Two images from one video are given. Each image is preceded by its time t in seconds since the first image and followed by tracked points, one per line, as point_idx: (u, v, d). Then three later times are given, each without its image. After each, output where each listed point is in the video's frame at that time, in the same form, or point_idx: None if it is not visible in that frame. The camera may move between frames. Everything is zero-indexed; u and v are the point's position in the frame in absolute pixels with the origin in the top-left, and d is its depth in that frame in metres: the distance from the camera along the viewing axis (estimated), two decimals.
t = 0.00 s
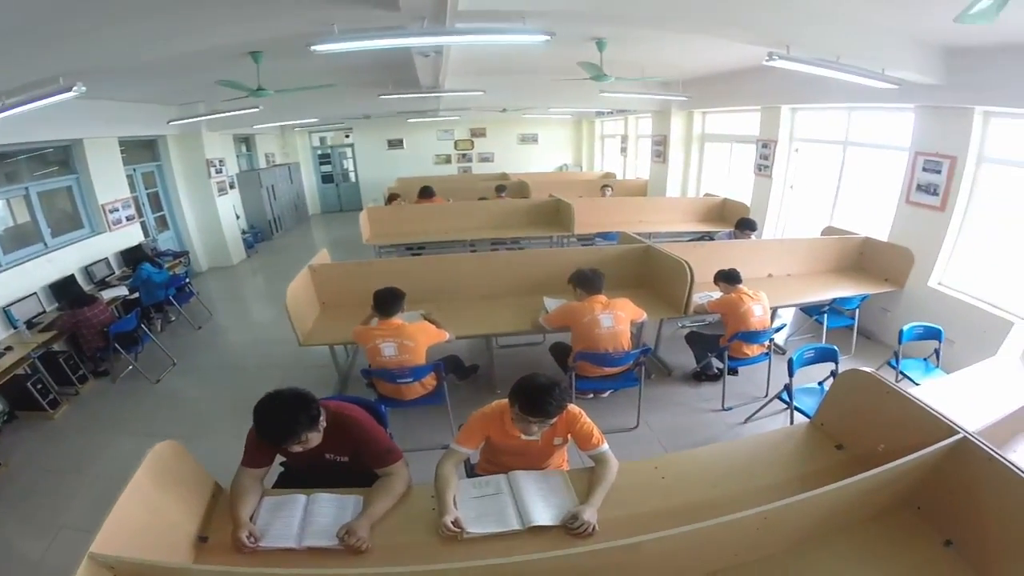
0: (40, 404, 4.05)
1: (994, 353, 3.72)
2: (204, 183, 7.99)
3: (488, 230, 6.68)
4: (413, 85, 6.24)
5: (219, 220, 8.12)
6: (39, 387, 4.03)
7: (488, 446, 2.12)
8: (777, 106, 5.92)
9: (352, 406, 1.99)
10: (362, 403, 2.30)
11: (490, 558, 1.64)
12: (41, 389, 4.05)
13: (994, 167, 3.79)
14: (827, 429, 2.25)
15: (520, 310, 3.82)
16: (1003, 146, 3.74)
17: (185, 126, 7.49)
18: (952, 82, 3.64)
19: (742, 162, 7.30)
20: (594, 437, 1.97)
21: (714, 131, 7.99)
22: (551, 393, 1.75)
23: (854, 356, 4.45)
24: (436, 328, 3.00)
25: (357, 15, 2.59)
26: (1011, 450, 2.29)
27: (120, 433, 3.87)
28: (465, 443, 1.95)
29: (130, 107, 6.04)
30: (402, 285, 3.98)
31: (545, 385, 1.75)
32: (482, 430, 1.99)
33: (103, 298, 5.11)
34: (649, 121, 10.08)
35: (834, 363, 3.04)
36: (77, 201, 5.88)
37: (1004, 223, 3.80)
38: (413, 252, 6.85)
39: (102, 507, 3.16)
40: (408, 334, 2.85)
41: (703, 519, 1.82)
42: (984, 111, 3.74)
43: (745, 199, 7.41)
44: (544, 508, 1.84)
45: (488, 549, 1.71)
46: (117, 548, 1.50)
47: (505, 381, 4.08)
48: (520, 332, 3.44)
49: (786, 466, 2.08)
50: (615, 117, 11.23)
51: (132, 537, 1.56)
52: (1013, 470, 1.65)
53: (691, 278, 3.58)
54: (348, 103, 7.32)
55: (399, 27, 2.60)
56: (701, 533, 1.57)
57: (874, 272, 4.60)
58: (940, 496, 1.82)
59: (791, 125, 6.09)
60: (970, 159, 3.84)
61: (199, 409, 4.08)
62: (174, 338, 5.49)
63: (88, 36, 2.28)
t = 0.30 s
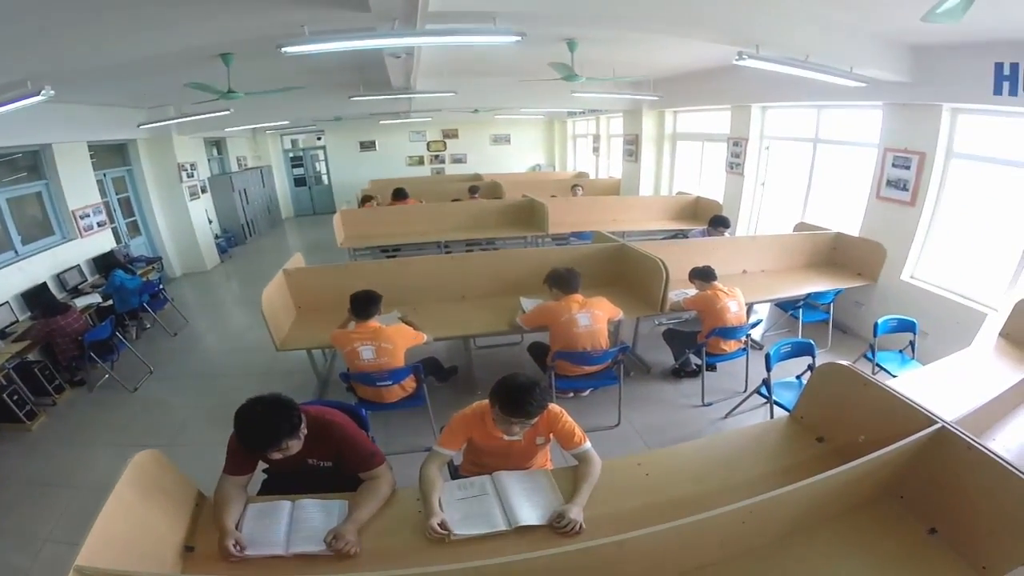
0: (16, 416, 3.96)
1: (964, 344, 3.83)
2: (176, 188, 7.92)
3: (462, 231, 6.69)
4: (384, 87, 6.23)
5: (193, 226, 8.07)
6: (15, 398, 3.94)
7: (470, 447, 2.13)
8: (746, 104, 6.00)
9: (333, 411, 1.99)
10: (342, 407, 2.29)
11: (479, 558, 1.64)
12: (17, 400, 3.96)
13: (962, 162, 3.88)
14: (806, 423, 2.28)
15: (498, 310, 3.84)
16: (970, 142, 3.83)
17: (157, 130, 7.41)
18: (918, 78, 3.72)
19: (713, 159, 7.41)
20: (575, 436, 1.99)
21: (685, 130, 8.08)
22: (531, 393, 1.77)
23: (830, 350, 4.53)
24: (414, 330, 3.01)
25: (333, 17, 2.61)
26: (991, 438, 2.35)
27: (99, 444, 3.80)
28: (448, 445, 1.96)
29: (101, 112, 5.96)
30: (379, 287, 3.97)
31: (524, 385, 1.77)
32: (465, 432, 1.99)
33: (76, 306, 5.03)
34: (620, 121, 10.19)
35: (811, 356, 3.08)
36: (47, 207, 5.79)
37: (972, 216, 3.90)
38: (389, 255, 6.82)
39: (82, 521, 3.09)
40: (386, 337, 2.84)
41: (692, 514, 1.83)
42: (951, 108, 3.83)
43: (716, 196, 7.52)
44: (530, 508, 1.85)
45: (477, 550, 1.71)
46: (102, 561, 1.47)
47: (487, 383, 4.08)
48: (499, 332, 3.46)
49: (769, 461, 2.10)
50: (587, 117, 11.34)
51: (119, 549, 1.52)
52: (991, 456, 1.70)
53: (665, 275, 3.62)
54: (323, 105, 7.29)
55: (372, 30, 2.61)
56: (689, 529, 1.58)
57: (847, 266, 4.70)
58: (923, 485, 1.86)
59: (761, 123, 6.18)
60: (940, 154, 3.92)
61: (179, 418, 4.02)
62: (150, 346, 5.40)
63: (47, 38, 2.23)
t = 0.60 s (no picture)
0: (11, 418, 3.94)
1: (959, 343, 3.84)
2: (170, 188, 7.90)
3: (456, 232, 6.69)
4: (379, 86, 6.24)
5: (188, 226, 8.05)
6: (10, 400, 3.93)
7: (467, 447, 2.13)
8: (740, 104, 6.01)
9: (329, 412, 1.99)
10: (338, 408, 2.29)
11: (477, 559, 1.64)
12: (12, 402, 3.94)
13: (955, 160, 3.90)
14: (803, 421, 2.29)
15: (493, 310, 3.84)
16: (964, 140, 3.85)
17: (151, 130, 7.39)
18: (909, 77, 3.75)
19: (708, 159, 7.42)
20: (572, 436, 1.99)
21: (680, 130, 8.10)
22: (527, 395, 1.77)
23: (825, 348, 4.54)
24: (410, 331, 3.02)
25: (327, 17, 2.62)
26: (987, 437, 2.36)
27: (95, 446, 3.78)
28: (444, 445, 1.96)
29: (95, 112, 5.94)
30: (374, 287, 3.97)
31: (521, 387, 1.78)
32: (462, 432, 1.99)
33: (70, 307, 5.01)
34: (615, 121, 10.20)
35: (806, 356, 3.09)
36: (41, 207, 5.78)
37: (966, 214, 3.92)
38: (383, 255, 6.81)
39: (79, 524, 3.08)
40: (381, 338, 2.84)
41: (690, 513, 1.84)
42: (946, 107, 3.84)
43: (711, 196, 7.53)
44: (527, 508, 1.85)
45: (475, 550, 1.71)
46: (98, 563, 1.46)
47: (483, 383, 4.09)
48: (494, 332, 3.47)
49: (765, 459, 2.11)
50: (581, 117, 11.35)
51: (117, 551, 1.52)
52: (986, 454, 1.71)
53: (660, 274, 3.64)
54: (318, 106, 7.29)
55: (366, 29, 2.62)
56: (688, 528, 1.59)
57: (842, 266, 4.73)
58: (919, 483, 1.87)
59: (756, 123, 6.19)
60: (933, 153, 3.94)
61: (175, 419, 4.02)
62: (145, 347, 5.39)
63: (40, 38, 2.22)
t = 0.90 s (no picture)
0: None
1: (944, 338, 3.89)
2: (154, 192, 7.85)
3: (442, 233, 6.68)
4: (364, 88, 6.22)
5: (173, 229, 8.00)
6: None
7: (456, 448, 2.13)
8: (723, 103, 6.05)
9: (317, 415, 1.98)
10: (327, 411, 2.29)
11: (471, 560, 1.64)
12: None
13: (937, 158, 3.95)
14: (790, 418, 2.31)
15: (480, 311, 3.85)
16: (945, 138, 3.90)
17: (134, 133, 7.33)
18: (887, 74, 3.79)
19: (691, 159, 7.48)
20: (561, 435, 2.00)
21: (663, 130, 8.17)
22: (516, 397, 1.78)
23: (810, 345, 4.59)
24: (397, 333, 3.01)
25: (311, 18, 2.62)
26: (973, 429, 2.38)
27: (83, 453, 3.74)
28: (433, 446, 1.96)
29: (78, 115, 5.89)
30: (361, 290, 3.96)
31: (510, 390, 1.78)
32: (450, 432, 1.99)
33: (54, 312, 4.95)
34: (598, 121, 10.26)
35: (793, 352, 3.12)
36: (24, 211, 5.71)
37: (948, 211, 3.97)
38: (369, 257, 6.79)
39: (67, 532, 3.05)
40: (368, 339, 2.84)
41: (682, 510, 1.85)
42: (927, 105, 3.89)
43: (693, 195, 7.59)
44: (518, 509, 1.85)
45: (467, 551, 1.71)
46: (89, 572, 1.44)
47: (471, 384, 4.10)
48: (482, 332, 3.47)
49: (754, 456, 2.13)
50: (565, 118, 11.41)
51: (109, 558, 1.51)
52: (973, 447, 1.73)
53: (646, 274, 3.68)
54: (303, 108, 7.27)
55: (350, 30, 2.62)
56: (678, 525, 1.59)
57: (825, 263, 4.76)
58: (909, 477, 1.89)
59: (738, 122, 6.24)
60: (915, 150, 3.99)
61: (163, 425, 3.98)
62: (130, 352, 5.34)
63: (17, 40, 2.19)
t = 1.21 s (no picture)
0: None
1: (934, 335, 3.92)
2: (144, 194, 7.81)
3: (432, 233, 6.68)
4: (354, 88, 6.21)
5: (162, 231, 7.97)
6: None
7: (451, 449, 2.13)
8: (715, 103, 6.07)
9: (310, 418, 1.98)
10: (319, 413, 2.28)
11: (467, 561, 1.64)
12: None
13: (926, 156, 3.98)
14: (783, 416, 2.33)
15: (472, 311, 3.86)
16: (933, 137, 3.93)
17: (124, 134, 7.30)
18: (873, 74, 3.82)
19: (681, 158, 7.52)
20: (556, 435, 2.01)
21: (652, 129, 8.19)
22: (513, 400, 1.78)
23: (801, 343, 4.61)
24: (389, 334, 3.01)
25: (300, 19, 2.62)
26: (965, 425, 2.40)
27: (75, 458, 3.71)
28: (427, 447, 1.96)
29: (67, 117, 5.85)
30: (352, 291, 3.96)
31: (507, 392, 1.78)
32: (444, 434, 1.99)
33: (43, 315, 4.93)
34: (588, 121, 10.28)
35: (784, 350, 3.14)
36: (12, 214, 5.67)
37: (937, 209, 4.01)
38: (360, 258, 6.78)
39: (59, 538, 3.02)
40: (359, 340, 2.84)
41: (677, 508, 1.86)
42: (916, 104, 3.92)
43: (683, 194, 7.63)
44: (513, 509, 1.85)
45: (464, 552, 1.70)
46: None
47: (464, 384, 4.10)
48: (474, 332, 3.48)
49: (747, 453, 2.14)
50: (555, 118, 11.43)
51: (104, 562, 1.50)
52: (965, 443, 1.75)
53: (637, 274, 3.68)
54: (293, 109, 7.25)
55: (339, 31, 2.63)
56: (673, 524, 1.60)
57: (817, 261, 4.75)
58: (902, 473, 1.90)
59: (728, 122, 6.27)
60: (903, 149, 4.02)
61: (155, 429, 3.96)
62: (120, 355, 5.31)
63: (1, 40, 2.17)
